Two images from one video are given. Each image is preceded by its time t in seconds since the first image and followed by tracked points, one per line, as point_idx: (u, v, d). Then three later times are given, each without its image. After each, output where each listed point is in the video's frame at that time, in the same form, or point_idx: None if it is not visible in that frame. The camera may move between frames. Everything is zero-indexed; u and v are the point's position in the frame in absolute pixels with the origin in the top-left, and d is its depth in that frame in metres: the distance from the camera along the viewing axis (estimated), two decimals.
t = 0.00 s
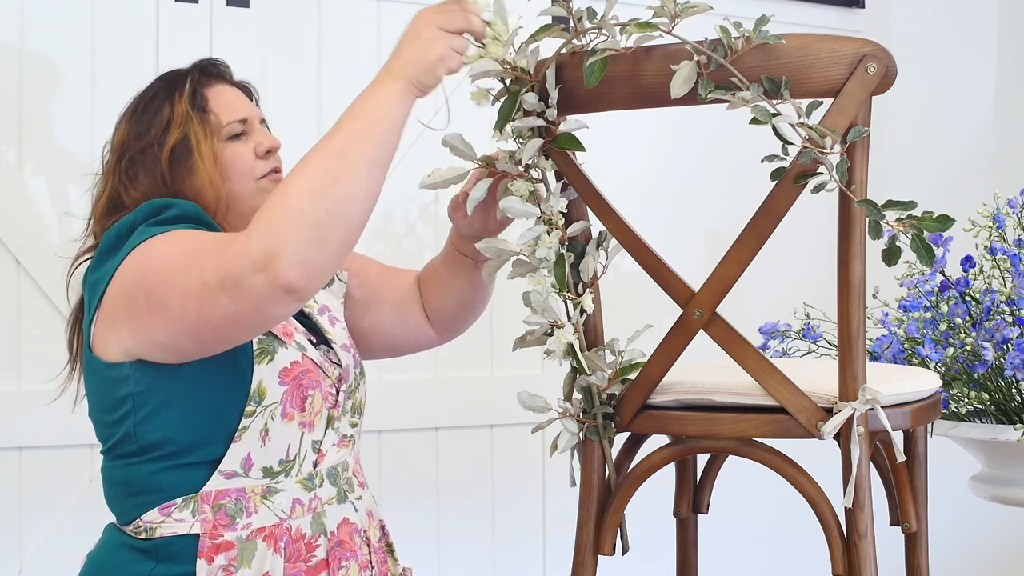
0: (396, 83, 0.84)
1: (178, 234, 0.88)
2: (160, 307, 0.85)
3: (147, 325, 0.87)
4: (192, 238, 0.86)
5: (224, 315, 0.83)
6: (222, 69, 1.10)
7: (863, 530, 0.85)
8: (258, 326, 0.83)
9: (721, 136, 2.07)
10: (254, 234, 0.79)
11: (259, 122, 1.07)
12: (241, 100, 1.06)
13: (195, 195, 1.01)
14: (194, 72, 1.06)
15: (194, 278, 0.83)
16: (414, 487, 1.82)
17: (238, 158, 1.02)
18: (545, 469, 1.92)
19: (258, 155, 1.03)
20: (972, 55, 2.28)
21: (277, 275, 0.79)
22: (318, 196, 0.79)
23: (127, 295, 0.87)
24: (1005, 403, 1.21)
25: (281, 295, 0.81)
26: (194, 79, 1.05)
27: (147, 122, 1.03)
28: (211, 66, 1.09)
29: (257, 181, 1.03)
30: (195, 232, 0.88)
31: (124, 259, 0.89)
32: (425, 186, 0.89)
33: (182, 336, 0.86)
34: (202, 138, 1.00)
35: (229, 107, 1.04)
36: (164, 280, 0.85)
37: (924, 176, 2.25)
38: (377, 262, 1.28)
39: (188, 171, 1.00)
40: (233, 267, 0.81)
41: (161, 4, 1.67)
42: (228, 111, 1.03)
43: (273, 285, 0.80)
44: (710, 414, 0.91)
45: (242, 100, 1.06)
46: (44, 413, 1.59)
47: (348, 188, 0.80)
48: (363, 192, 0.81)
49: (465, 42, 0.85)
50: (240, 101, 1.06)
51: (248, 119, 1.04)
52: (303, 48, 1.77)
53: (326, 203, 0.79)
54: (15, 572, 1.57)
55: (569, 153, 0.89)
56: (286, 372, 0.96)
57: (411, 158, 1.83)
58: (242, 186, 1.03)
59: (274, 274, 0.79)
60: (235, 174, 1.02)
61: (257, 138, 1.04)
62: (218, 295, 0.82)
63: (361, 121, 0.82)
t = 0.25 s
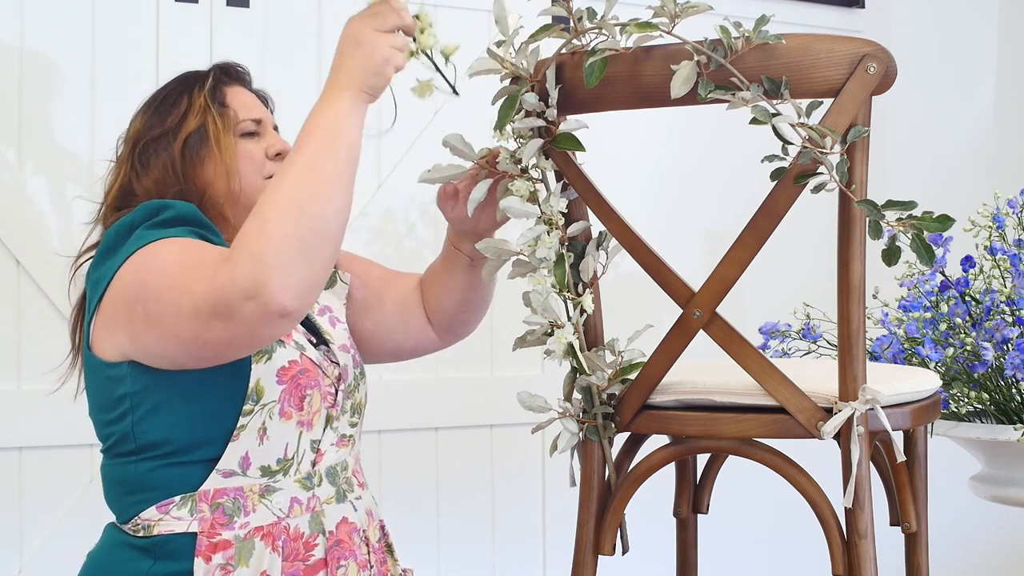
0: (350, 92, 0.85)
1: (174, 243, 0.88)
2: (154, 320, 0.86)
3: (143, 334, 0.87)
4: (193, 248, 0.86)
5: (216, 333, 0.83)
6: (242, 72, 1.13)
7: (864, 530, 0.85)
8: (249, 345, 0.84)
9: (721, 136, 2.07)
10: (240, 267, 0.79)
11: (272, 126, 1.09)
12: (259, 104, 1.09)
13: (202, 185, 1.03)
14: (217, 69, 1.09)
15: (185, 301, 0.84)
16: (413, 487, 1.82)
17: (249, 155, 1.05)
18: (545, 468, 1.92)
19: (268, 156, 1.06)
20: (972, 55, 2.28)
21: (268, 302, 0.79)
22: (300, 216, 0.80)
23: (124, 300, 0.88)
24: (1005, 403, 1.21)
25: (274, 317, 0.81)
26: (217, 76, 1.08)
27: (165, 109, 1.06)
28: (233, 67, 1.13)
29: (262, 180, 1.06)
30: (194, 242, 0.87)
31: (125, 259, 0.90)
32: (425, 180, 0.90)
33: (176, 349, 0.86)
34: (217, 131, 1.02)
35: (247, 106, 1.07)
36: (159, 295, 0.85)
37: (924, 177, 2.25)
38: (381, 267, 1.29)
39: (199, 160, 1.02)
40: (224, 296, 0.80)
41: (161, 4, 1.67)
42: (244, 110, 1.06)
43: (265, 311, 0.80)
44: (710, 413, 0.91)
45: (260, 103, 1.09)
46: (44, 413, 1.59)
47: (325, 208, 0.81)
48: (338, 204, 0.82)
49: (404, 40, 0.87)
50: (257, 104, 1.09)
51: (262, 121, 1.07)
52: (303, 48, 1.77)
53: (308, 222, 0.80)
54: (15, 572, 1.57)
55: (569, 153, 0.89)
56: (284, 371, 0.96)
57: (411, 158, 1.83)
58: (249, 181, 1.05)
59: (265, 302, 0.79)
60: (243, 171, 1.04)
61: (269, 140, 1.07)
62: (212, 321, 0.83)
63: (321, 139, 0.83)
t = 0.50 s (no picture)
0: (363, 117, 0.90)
1: (167, 242, 0.91)
2: (144, 315, 0.89)
3: (134, 331, 0.90)
4: (184, 247, 0.90)
5: (198, 332, 0.87)
6: (249, 79, 1.19)
7: (864, 530, 0.85)
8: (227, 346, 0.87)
9: (721, 136, 2.07)
10: (223, 264, 0.83)
11: (277, 128, 1.15)
12: (264, 105, 1.15)
13: (205, 176, 1.08)
14: (224, 74, 1.17)
15: (169, 297, 0.87)
16: (413, 486, 1.82)
17: (253, 152, 1.10)
18: (545, 468, 1.92)
19: (272, 154, 1.11)
20: (972, 55, 2.28)
21: (245, 299, 0.82)
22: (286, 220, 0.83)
23: (118, 296, 0.91)
24: (1005, 403, 1.21)
25: (249, 320, 0.84)
26: (223, 79, 1.15)
27: (173, 108, 1.12)
28: (239, 74, 1.19)
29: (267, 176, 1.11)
30: (186, 240, 0.91)
31: (121, 257, 0.93)
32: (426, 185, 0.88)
33: (162, 346, 0.89)
34: (222, 130, 1.08)
35: (252, 106, 1.13)
36: (149, 293, 0.89)
37: (924, 177, 2.25)
38: (392, 274, 1.29)
39: (202, 153, 1.08)
40: (203, 291, 0.84)
41: (161, 4, 1.67)
42: (249, 110, 1.12)
43: (241, 310, 0.83)
44: (710, 413, 0.91)
45: (264, 105, 1.15)
46: (43, 413, 1.59)
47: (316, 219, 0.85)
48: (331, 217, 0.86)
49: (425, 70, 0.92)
50: (262, 106, 1.14)
51: (266, 121, 1.13)
52: (303, 48, 1.77)
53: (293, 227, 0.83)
54: (15, 572, 1.57)
55: (569, 153, 0.90)
56: (276, 367, 0.96)
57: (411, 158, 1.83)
58: (253, 176, 1.10)
59: (242, 299, 0.82)
60: (245, 165, 1.10)
61: (273, 139, 1.12)
62: (191, 315, 0.86)
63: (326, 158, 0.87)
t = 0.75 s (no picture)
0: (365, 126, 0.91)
1: (169, 241, 0.93)
2: (143, 312, 0.91)
3: (135, 326, 0.92)
4: (186, 246, 0.92)
5: (189, 331, 0.88)
6: (271, 83, 1.22)
7: (864, 530, 0.85)
8: (216, 346, 0.89)
9: (721, 136, 2.07)
10: (215, 266, 0.84)
11: (295, 131, 1.17)
12: (282, 108, 1.17)
13: (219, 175, 1.11)
14: (245, 78, 1.19)
15: (167, 295, 0.89)
16: (413, 486, 1.82)
17: (269, 153, 1.12)
18: (545, 469, 1.92)
19: (288, 156, 1.13)
20: (972, 55, 2.28)
21: (230, 303, 0.83)
22: (278, 228, 0.84)
23: (121, 292, 0.93)
24: (1006, 403, 1.21)
25: (235, 322, 0.85)
26: (244, 83, 1.18)
27: (194, 111, 1.16)
28: (261, 78, 1.22)
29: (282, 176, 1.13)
30: (189, 239, 0.92)
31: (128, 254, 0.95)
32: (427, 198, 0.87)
33: (157, 342, 0.91)
34: (239, 131, 1.11)
35: (269, 108, 1.15)
36: (148, 290, 0.91)
37: (924, 177, 2.25)
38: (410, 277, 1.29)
39: (217, 152, 1.11)
40: (194, 291, 0.86)
41: (161, 4, 1.67)
42: (267, 113, 1.14)
43: (227, 312, 0.84)
44: (710, 414, 0.91)
45: (283, 108, 1.17)
46: (43, 413, 1.59)
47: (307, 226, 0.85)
48: (323, 225, 0.87)
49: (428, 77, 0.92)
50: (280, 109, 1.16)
51: (284, 124, 1.14)
52: (303, 48, 1.77)
53: (284, 235, 0.84)
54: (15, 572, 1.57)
55: (570, 153, 0.90)
56: (279, 362, 0.96)
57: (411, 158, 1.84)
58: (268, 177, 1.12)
59: (229, 301, 0.83)
60: (259, 164, 1.11)
61: (290, 141, 1.14)
62: (184, 314, 0.88)
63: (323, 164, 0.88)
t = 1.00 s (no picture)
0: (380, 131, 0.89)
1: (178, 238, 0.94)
2: (152, 308, 0.92)
3: (146, 324, 0.94)
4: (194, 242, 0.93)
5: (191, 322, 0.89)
6: (288, 88, 1.24)
7: (863, 530, 0.85)
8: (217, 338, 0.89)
9: (721, 136, 2.07)
10: (216, 259, 0.85)
11: (312, 133, 1.18)
12: (299, 110, 1.18)
13: (232, 175, 1.12)
14: (264, 82, 1.21)
15: (172, 286, 0.89)
16: (413, 486, 1.82)
17: (283, 154, 1.13)
18: (545, 469, 1.92)
19: (302, 157, 1.14)
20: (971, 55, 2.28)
21: (228, 295, 0.83)
22: (281, 225, 0.84)
23: (134, 290, 0.95)
24: (1005, 403, 1.21)
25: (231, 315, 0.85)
26: (261, 87, 1.20)
27: (212, 114, 1.18)
28: (279, 84, 1.23)
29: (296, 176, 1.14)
30: (197, 237, 0.93)
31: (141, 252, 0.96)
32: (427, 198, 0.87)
33: (164, 335, 0.92)
34: (254, 133, 1.13)
35: (285, 110, 1.16)
36: (158, 283, 0.92)
37: (924, 177, 2.25)
38: (428, 280, 1.29)
39: (231, 153, 1.12)
40: (196, 281, 0.86)
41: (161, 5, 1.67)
42: (283, 115, 1.16)
43: (225, 305, 0.84)
44: (711, 414, 0.91)
45: (300, 110, 1.18)
46: (44, 412, 1.59)
47: (309, 225, 0.85)
48: (327, 226, 0.86)
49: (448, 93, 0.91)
50: (296, 112, 1.18)
51: (299, 126, 1.16)
52: (303, 48, 1.77)
53: (286, 233, 0.84)
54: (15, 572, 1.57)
55: (570, 153, 0.89)
56: (286, 358, 0.98)
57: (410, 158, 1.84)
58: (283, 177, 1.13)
59: (226, 293, 0.84)
60: (272, 165, 1.13)
61: (305, 142, 1.15)
62: (186, 305, 0.88)
63: (334, 165, 0.87)
